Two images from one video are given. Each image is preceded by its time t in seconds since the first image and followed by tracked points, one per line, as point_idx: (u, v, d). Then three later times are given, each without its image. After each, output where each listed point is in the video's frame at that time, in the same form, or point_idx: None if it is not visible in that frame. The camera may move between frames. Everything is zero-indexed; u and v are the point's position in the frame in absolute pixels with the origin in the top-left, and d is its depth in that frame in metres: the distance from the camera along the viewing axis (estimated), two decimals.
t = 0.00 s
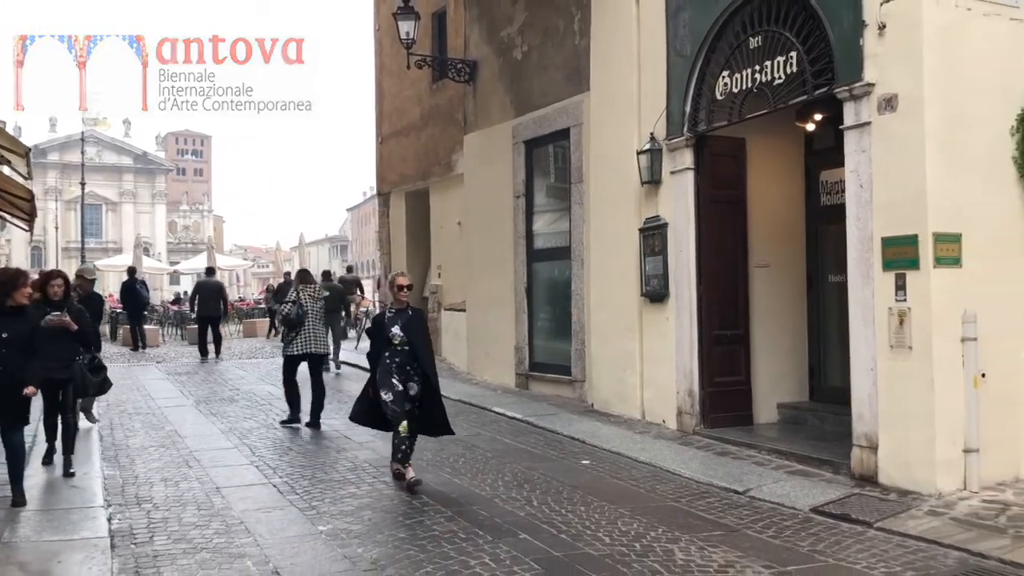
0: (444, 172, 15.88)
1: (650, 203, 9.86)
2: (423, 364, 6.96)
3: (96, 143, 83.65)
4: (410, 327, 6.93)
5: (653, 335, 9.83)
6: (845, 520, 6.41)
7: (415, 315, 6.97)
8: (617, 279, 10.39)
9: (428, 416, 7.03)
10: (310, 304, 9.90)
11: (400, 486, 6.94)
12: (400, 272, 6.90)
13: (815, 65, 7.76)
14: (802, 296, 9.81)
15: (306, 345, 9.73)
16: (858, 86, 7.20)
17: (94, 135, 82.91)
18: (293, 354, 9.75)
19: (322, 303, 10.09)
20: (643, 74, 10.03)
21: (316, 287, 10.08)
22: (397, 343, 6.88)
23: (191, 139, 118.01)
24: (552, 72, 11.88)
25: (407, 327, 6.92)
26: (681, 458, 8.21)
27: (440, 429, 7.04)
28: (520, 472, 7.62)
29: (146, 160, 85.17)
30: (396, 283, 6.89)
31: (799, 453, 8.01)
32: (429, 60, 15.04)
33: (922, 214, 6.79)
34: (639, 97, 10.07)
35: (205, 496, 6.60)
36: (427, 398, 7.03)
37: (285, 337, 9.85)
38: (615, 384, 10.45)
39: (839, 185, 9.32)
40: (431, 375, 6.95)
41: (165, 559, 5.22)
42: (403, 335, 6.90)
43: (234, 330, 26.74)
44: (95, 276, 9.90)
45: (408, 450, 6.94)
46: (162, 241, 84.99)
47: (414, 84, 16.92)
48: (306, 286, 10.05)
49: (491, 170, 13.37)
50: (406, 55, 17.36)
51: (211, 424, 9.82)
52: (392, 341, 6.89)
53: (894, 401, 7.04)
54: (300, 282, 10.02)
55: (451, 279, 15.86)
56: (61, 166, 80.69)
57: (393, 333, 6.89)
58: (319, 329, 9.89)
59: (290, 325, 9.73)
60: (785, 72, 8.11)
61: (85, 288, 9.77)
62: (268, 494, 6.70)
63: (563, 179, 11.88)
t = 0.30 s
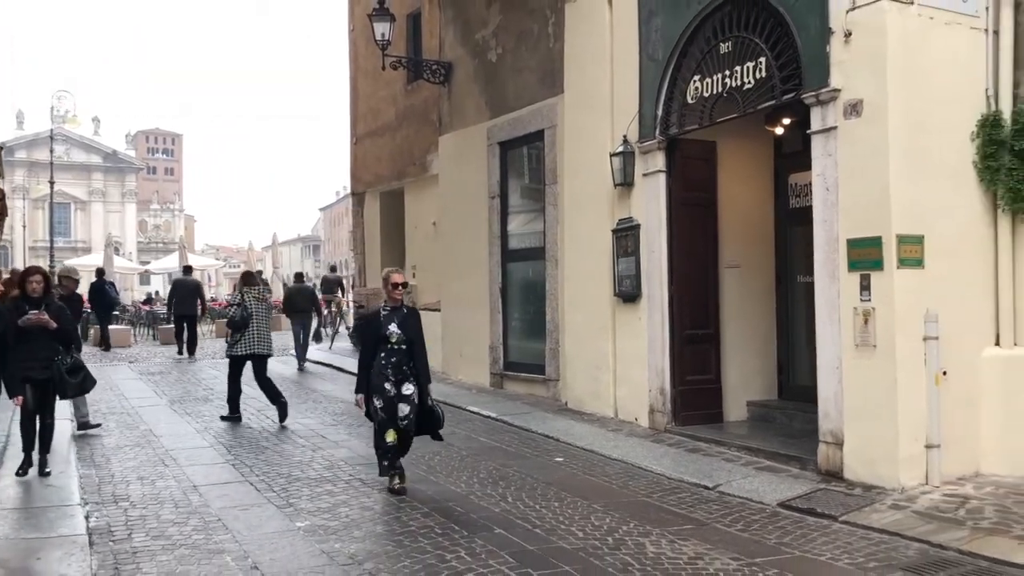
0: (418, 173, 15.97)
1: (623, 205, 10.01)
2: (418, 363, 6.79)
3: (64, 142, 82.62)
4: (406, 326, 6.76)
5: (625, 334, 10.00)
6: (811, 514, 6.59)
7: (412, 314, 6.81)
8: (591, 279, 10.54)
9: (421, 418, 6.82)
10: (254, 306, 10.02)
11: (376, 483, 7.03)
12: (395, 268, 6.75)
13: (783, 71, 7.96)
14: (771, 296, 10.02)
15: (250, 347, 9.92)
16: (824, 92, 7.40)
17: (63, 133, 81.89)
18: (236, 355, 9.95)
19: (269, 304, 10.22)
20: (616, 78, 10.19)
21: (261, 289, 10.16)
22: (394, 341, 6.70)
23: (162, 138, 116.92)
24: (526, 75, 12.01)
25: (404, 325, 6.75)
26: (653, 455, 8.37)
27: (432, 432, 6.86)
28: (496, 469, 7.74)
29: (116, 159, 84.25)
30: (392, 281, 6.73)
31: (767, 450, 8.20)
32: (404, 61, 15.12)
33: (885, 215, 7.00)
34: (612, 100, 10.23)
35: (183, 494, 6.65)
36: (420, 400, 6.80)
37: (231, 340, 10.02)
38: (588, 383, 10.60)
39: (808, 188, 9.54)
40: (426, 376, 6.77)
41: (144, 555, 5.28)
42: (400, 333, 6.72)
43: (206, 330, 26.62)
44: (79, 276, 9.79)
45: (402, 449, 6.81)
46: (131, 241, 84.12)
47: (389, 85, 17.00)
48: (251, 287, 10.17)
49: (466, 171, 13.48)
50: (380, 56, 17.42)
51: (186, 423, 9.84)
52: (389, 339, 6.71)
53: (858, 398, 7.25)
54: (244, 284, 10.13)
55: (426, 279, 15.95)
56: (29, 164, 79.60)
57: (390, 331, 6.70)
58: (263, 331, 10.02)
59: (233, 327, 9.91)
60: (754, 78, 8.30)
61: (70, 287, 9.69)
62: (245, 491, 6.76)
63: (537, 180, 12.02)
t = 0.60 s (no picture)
0: (390, 173, 16.01)
1: (594, 207, 10.16)
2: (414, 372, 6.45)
3: (26, 139, 81.30)
4: (399, 334, 6.41)
5: (596, 334, 10.14)
6: (777, 510, 6.77)
7: (405, 321, 6.46)
8: (562, 280, 10.67)
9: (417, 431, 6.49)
10: (198, 302, 10.48)
11: (351, 482, 7.09)
12: (390, 274, 6.41)
13: (750, 77, 8.15)
14: (738, 297, 10.22)
15: (195, 342, 10.27)
16: (790, 98, 7.60)
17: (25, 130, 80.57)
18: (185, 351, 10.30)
19: (216, 302, 10.66)
20: (587, 82, 10.33)
21: (209, 289, 10.64)
22: (387, 352, 6.36)
23: (127, 136, 115.46)
24: (498, 78, 12.12)
25: (396, 334, 6.40)
26: (623, 453, 8.51)
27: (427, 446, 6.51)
28: (469, 467, 7.84)
29: (80, 157, 83.06)
30: (386, 286, 6.39)
31: (734, 447, 8.38)
32: (375, 62, 15.17)
33: (847, 218, 7.21)
34: (583, 103, 10.37)
35: (157, 494, 6.67)
36: (417, 411, 6.47)
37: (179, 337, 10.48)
38: (559, 383, 10.73)
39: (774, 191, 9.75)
40: (422, 386, 6.46)
41: (121, 553, 5.31)
42: (391, 341, 6.37)
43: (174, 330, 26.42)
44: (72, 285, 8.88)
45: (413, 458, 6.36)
46: (96, 240, 82.99)
47: (360, 85, 17.02)
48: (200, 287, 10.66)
49: (438, 172, 13.55)
50: (352, 56, 17.44)
51: (157, 424, 9.81)
52: (381, 349, 6.36)
53: (822, 396, 7.45)
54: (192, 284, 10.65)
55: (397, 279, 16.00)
56: None
57: (382, 340, 6.36)
58: (207, 326, 10.43)
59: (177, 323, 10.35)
60: (722, 83, 8.47)
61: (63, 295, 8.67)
62: (220, 490, 6.80)
63: (508, 182, 12.14)
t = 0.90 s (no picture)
0: (358, 173, 16.05)
1: (563, 208, 10.31)
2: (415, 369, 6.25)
3: None
4: (400, 330, 6.18)
5: (565, 334, 10.29)
6: (742, 503, 6.96)
7: (406, 317, 6.23)
8: (533, 280, 10.80)
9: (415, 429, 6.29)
10: (150, 300, 10.73)
11: (324, 480, 7.16)
12: (390, 267, 6.22)
13: (716, 81, 8.35)
14: (704, 297, 10.42)
15: (144, 339, 10.66)
16: (755, 103, 7.81)
17: None
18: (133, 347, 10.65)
19: (167, 300, 10.90)
20: (556, 84, 10.48)
21: (162, 286, 10.87)
22: (388, 347, 6.12)
23: (87, 134, 113.69)
24: (468, 80, 12.23)
25: (398, 329, 6.17)
26: (592, 450, 8.67)
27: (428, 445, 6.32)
28: (441, 465, 7.92)
29: (38, 155, 81.62)
30: (386, 280, 6.20)
31: (700, 443, 8.57)
32: (344, 63, 15.20)
33: (810, 221, 7.43)
34: (552, 105, 10.52)
35: (130, 492, 6.68)
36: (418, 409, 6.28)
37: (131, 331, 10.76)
38: (529, 382, 10.86)
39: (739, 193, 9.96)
40: (423, 383, 6.27)
41: (96, 550, 5.34)
42: (393, 337, 6.14)
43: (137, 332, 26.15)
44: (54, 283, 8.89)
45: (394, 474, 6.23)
46: (55, 239, 81.63)
47: (328, 86, 17.03)
48: (153, 284, 10.88)
49: (407, 173, 13.62)
50: (321, 56, 17.43)
51: (126, 423, 9.78)
52: (382, 345, 6.12)
53: (786, 393, 7.66)
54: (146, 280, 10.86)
55: (366, 279, 16.02)
56: None
57: (383, 335, 6.11)
58: (158, 324, 10.74)
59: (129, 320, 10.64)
60: (688, 88, 8.66)
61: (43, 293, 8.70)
62: (193, 489, 6.83)
63: (478, 183, 12.25)
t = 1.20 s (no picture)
0: (323, 173, 16.04)
1: (529, 209, 10.45)
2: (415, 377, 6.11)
3: None
4: (400, 337, 6.02)
5: (531, 333, 10.43)
6: (704, 497, 7.16)
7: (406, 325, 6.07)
8: (499, 280, 10.92)
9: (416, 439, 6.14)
10: (98, 304, 10.69)
11: (293, 478, 7.22)
12: (388, 271, 5.95)
13: (679, 86, 8.56)
14: (667, 296, 10.63)
15: (93, 343, 10.66)
16: (717, 107, 8.01)
17: None
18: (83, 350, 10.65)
19: (115, 302, 10.88)
20: (522, 88, 10.62)
21: (108, 289, 10.82)
22: (389, 355, 5.94)
23: (42, 132, 111.60)
24: (434, 82, 12.32)
25: (397, 337, 6.00)
26: (558, 447, 8.82)
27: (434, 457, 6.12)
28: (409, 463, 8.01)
29: None
30: (385, 284, 5.93)
31: (663, 440, 8.76)
32: (309, 63, 15.19)
33: (769, 223, 7.64)
34: (519, 108, 10.66)
35: (99, 492, 6.69)
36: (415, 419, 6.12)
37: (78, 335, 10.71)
38: (495, 380, 10.99)
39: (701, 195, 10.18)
40: (421, 392, 6.14)
41: (68, 549, 5.37)
42: (394, 344, 5.96)
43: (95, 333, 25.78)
44: (28, 285, 8.97)
45: (396, 483, 5.96)
46: (9, 239, 80.02)
47: (294, 86, 17.00)
48: (99, 287, 10.81)
49: (374, 173, 13.68)
50: (286, 56, 17.40)
51: (90, 424, 9.72)
52: (383, 353, 5.93)
53: (746, 390, 7.87)
54: (93, 284, 10.79)
55: (331, 280, 16.03)
56: None
57: (383, 343, 5.92)
58: (107, 328, 10.74)
59: (77, 325, 10.59)
60: (652, 92, 8.86)
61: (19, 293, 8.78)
62: (162, 488, 6.85)
63: (444, 183, 12.36)
